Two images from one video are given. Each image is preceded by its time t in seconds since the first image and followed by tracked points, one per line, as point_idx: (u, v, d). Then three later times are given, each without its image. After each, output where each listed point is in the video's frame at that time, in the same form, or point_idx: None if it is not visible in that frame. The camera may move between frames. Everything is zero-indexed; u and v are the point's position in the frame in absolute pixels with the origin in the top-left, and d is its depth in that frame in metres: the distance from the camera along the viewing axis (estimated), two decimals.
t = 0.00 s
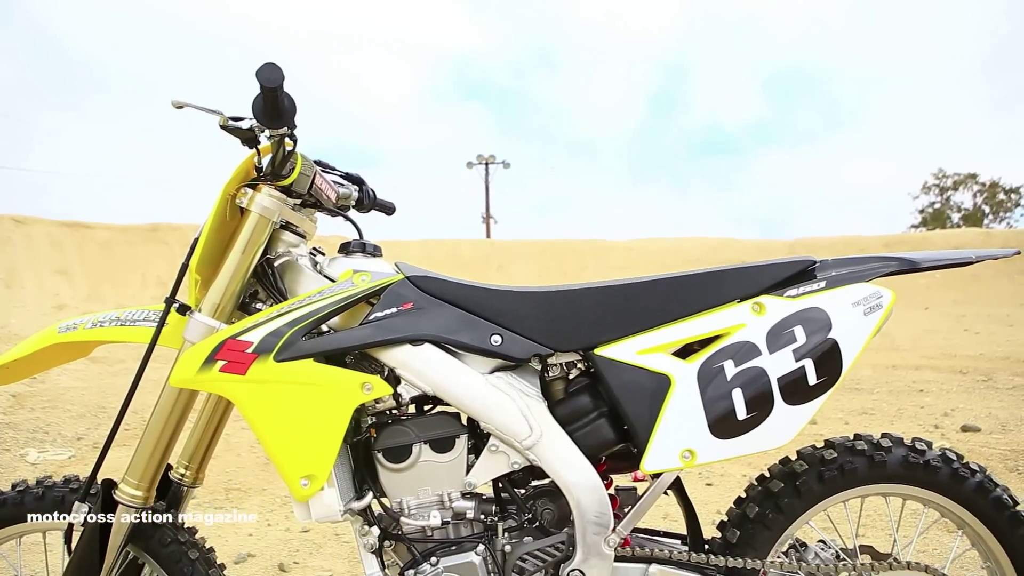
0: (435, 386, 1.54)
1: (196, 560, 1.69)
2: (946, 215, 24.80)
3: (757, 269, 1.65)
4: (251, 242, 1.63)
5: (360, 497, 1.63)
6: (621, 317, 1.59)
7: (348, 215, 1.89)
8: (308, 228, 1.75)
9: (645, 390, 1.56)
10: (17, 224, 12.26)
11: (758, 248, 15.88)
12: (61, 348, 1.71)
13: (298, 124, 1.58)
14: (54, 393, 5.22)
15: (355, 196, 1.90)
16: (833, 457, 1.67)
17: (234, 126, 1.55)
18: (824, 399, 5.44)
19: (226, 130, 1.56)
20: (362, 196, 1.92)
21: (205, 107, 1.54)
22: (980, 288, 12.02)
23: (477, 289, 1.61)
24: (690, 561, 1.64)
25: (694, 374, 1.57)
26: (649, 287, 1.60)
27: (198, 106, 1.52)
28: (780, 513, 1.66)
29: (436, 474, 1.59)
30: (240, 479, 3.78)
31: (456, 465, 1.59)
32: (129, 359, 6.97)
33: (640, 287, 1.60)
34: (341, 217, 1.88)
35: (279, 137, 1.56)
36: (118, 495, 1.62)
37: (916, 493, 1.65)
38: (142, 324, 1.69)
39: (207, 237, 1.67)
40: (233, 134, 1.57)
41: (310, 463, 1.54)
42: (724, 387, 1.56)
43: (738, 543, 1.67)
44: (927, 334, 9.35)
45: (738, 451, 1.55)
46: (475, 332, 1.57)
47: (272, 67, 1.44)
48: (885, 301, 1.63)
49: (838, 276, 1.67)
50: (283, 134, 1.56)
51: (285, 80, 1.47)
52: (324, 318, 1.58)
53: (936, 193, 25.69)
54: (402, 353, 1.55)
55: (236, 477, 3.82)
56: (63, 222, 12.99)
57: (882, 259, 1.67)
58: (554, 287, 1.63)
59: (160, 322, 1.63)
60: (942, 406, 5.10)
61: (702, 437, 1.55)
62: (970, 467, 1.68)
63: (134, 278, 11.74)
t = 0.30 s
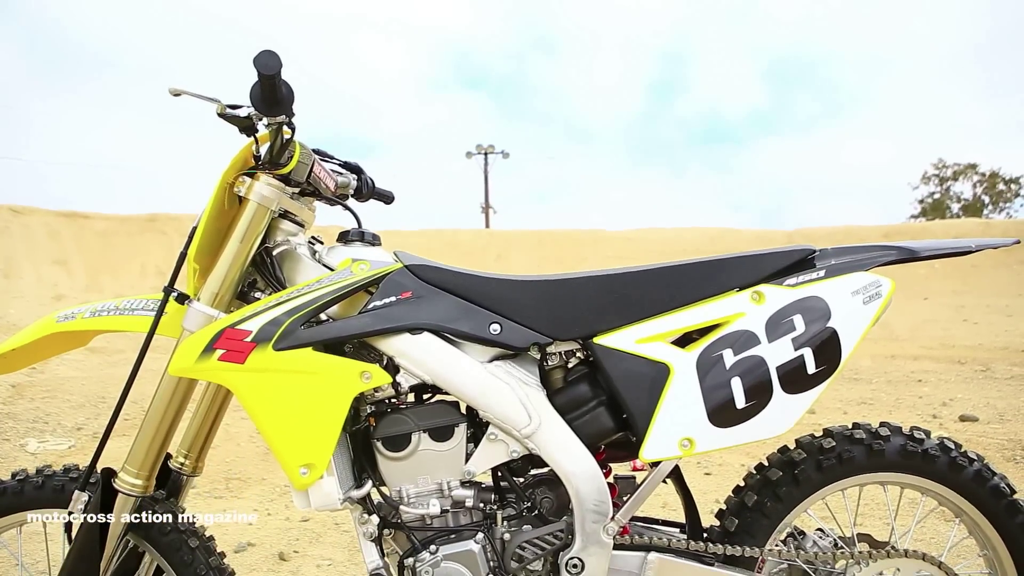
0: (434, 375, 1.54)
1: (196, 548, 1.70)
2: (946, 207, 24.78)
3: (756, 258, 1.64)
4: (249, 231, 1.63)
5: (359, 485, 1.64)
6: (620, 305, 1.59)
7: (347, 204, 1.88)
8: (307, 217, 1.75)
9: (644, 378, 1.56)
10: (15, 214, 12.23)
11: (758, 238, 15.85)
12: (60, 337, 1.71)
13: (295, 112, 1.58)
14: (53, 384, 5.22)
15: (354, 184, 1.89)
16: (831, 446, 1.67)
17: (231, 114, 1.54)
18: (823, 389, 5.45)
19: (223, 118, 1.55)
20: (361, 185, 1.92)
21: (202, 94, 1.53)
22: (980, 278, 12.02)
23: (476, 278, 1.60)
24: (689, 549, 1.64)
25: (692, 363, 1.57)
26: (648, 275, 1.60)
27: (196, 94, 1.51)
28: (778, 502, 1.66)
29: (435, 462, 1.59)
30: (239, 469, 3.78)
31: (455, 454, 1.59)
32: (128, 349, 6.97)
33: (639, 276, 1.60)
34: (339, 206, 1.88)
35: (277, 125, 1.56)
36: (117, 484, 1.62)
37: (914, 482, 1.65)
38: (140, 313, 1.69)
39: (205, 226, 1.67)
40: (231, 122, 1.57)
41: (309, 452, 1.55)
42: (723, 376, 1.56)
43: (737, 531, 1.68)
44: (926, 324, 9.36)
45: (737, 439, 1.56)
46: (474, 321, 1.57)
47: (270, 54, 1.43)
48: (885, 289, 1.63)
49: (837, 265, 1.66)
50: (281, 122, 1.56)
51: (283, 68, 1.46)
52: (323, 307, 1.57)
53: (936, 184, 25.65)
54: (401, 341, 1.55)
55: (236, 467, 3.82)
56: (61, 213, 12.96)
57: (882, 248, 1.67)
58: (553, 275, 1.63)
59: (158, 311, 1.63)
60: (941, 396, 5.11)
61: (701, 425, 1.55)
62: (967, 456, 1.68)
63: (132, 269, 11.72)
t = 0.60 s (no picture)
0: (433, 365, 1.54)
1: (195, 538, 1.70)
2: (946, 199, 24.77)
3: (756, 249, 1.64)
4: (248, 222, 1.63)
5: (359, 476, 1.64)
6: (619, 296, 1.59)
7: (346, 195, 1.88)
8: (306, 207, 1.74)
9: (644, 369, 1.56)
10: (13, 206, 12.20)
11: (757, 229, 15.85)
12: (59, 328, 1.70)
13: (294, 101, 1.57)
14: (53, 375, 5.22)
15: (352, 175, 1.88)
16: (830, 437, 1.67)
17: (230, 103, 1.54)
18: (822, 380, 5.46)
19: (222, 108, 1.55)
20: (360, 175, 1.91)
21: (200, 84, 1.52)
22: (979, 270, 12.03)
23: (475, 269, 1.60)
24: (688, 539, 1.64)
25: (692, 353, 1.57)
26: (647, 266, 1.60)
27: (194, 83, 1.51)
28: (777, 492, 1.67)
29: (435, 453, 1.59)
30: (239, 460, 3.79)
31: (454, 444, 1.59)
32: (127, 341, 6.97)
33: (638, 266, 1.60)
34: (338, 197, 1.87)
35: (276, 115, 1.55)
36: (117, 475, 1.62)
37: (912, 472, 1.66)
38: (139, 304, 1.69)
39: (203, 216, 1.66)
40: (229, 112, 1.56)
41: (308, 442, 1.55)
42: (722, 366, 1.56)
43: (735, 521, 1.68)
44: (926, 315, 9.37)
45: (736, 430, 1.56)
46: (473, 312, 1.57)
47: (268, 43, 1.42)
48: (884, 280, 1.63)
49: (837, 256, 1.66)
50: (279, 112, 1.55)
51: (281, 57, 1.45)
52: (322, 297, 1.57)
53: (936, 176, 25.62)
54: (400, 332, 1.55)
55: (236, 458, 3.83)
56: (59, 204, 12.92)
57: (882, 239, 1.67)
58: (552, 266, 1.63)
59: (157, 302, 1.62)
60: (939, 388, 5.13)
61: (700, 416, 1.55)
62: (966, 446, 1.68)
63: (131, 260, 11.71)
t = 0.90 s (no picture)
0: (432, 356, 1.54)
1: (196, 529, 1.70)
2: (946, 192, 24.75)
3: (755, 240, 1.64)
4: (247, 213, 1.62)
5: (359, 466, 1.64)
6: (619, 286, 1.59)
7: (345, 185, 1.87)
8: (305, 198, 1.74)
9: (643, 360, 1.56)
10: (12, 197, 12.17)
11: (758, 221, 15.83)
12: (58, 319, 1.70)
13: (292, 92, 1.56)
14: (53, 367, 5.23)
15: (351, 166, 1.88)
16: (829, 427, 1.68)
17: (228, 94, 1.53)
18: (822, 372, 5.47)
19: (220, 98, 1.54)
20: (359, 166, 1.91)
21: (198, 74, 1.52)
22: (979, 262, 12.03)
23: (474, 260, 1.60)
24: (687, 530, 1.65)
25: (691, 345, 1.57)
26: (647, 256, 1.60)
27: (191, 73, 1.50)
28: (776, 483, 1.67)
29: (435, 444, 1.59)
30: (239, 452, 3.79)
31: (453, 435, 1.59)
32: (126, 333, 6.97)
33: (637, 257, 1.60)
34: (337, 188, 1.87)
35: (274, 105, 1.54)
36: (117, 466, 1.62)
37: (911, 463, 1.66)
38: (138, 295, 1.68)
39: (202, 208, 1.66)
40: (227, 102, 1.55)
41: (307, 433, 1.55)
42: (722, 357, 1.56)
43: (734, 512, 1.68)
44: (925, 307, 9.37)
45: (735, 420, 1.56)
46: (473, 302, 1.57)
47: (266, 33, 1.41)
48: (884, 271, 1.63)
49: (837, 247, 1.66)
50: (277, 102, 1.54)
51: (279, 47, 1.45)
52: (321, 288, 1.57)
53: (936, 169, 25.58)
54: (399, 323, 1.55)
55: (236, 450, 3.84)
56: (58, 196, 12.89)
57: (882, 230, 1.67)
58: (551, 257, 1.63)
59: (156, 293, 1.62)
60: (938, 379, 5.13)
61: (700, 406, 1.55)
62: (965, 437, 1.68)
63: (131, 252, 11.70)
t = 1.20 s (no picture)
0: (432, 347, 1.53)
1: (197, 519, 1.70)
2: (946, 185, 24.72)
3: (756, 230, 1.64)
4: (246, 203, 1.62)
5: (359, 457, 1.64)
6: (619, 277, 1.59)
7: (344, 176, 1.87)
8: (304, 188, 1.74)
9: (643, 350, 1.56)
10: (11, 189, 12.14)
11: (758, 212, 15.81)
12: (58, 310, 1.70)
13: (291, 81, 1.55)
14: (53, 359, 5.23)
15: (351, 156, 1.87)
16: (828, 418, 1.68)
17: (226, 83, 1.52)
18: (821, 363, 5.47)
19: (218, 88, 1.53)
20: (358, 157, 1.90)
21: (196, 63, 1.51)
22: (979, 253, 12.02)
23: (474, 250, 1.60)
24: (686, 520, 1.65)
25: (691, 335, 1.57)
26: (647, 247, 1.59)
27: (189, 63, 1.49)
28: (775, 473, 1.67)
29: (434, 434, 1.59)
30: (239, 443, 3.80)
31: (453, 426, 1.59)
32: (126, 324, 6.97)
33: (637, 248, 1.59)
34: (337, 178, 1.86)
35: (273, 95, 1.54)
36: (117, 456, 1.63)
37: (910, 454, 1.66)
38: (138, 286, 1.68)
39: (201, 198, 1.65)
40: (226, 92, 1.55)
41: (307, 423, 1.55)
42: (722, 347, 1.56)
43: (734, 502, 1.69)
44: (925, 299, 9.38)
45: (735, 411, 1.56)
46: (473, 293, 1.57)
47: (264, 22, 1.40)
48: (884, 262, 1.63)
49: (837, 237, 1.66)
50: (276, 92, 1.54)
51: (277, 36, 1.44)
52: (321, 279, 1.57)
53: (937, 161, 25.54)
54: (399, 313, 1.55)
55: (236, 441, 3.85)
56: (56, 188, 12.86)
57: (882, 220, 1.66)
58: (551, 247, 1.62)
59: (156, 284, 1.62)
60: (938, 371, 5.14)
61: (700, 396, 1.55)
62: (964, 428, 1.68)
63: (130, 244, 11.70)
